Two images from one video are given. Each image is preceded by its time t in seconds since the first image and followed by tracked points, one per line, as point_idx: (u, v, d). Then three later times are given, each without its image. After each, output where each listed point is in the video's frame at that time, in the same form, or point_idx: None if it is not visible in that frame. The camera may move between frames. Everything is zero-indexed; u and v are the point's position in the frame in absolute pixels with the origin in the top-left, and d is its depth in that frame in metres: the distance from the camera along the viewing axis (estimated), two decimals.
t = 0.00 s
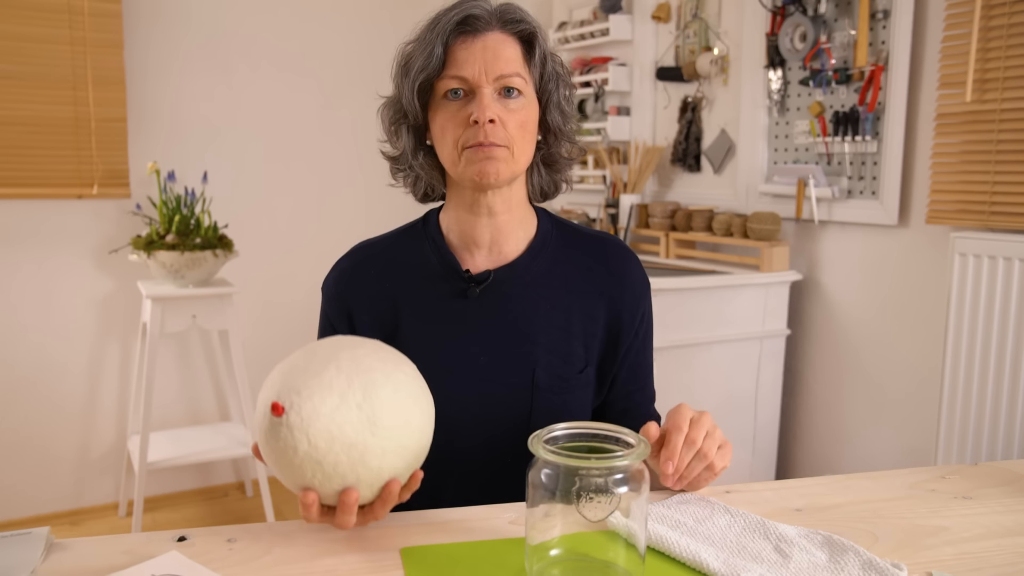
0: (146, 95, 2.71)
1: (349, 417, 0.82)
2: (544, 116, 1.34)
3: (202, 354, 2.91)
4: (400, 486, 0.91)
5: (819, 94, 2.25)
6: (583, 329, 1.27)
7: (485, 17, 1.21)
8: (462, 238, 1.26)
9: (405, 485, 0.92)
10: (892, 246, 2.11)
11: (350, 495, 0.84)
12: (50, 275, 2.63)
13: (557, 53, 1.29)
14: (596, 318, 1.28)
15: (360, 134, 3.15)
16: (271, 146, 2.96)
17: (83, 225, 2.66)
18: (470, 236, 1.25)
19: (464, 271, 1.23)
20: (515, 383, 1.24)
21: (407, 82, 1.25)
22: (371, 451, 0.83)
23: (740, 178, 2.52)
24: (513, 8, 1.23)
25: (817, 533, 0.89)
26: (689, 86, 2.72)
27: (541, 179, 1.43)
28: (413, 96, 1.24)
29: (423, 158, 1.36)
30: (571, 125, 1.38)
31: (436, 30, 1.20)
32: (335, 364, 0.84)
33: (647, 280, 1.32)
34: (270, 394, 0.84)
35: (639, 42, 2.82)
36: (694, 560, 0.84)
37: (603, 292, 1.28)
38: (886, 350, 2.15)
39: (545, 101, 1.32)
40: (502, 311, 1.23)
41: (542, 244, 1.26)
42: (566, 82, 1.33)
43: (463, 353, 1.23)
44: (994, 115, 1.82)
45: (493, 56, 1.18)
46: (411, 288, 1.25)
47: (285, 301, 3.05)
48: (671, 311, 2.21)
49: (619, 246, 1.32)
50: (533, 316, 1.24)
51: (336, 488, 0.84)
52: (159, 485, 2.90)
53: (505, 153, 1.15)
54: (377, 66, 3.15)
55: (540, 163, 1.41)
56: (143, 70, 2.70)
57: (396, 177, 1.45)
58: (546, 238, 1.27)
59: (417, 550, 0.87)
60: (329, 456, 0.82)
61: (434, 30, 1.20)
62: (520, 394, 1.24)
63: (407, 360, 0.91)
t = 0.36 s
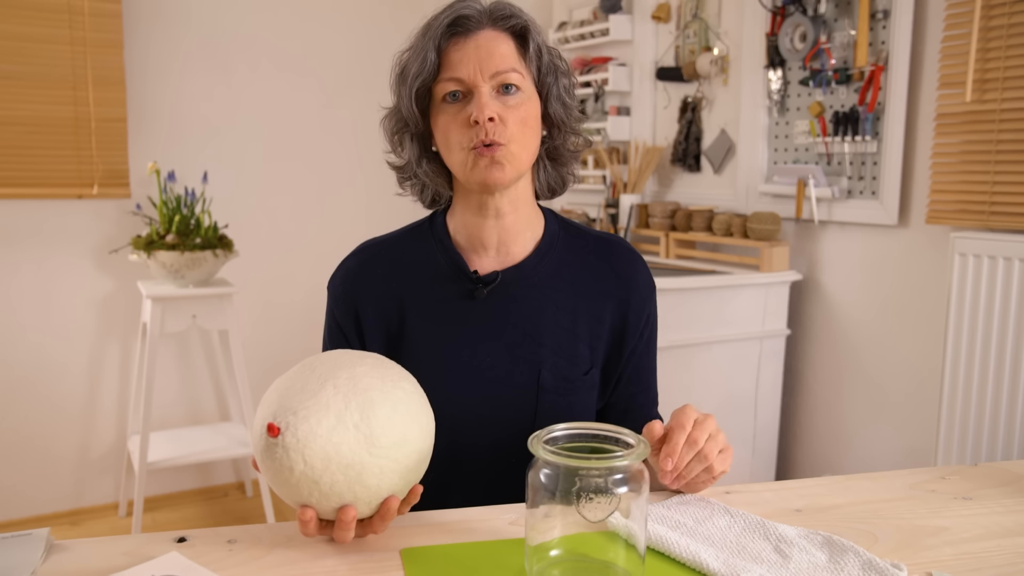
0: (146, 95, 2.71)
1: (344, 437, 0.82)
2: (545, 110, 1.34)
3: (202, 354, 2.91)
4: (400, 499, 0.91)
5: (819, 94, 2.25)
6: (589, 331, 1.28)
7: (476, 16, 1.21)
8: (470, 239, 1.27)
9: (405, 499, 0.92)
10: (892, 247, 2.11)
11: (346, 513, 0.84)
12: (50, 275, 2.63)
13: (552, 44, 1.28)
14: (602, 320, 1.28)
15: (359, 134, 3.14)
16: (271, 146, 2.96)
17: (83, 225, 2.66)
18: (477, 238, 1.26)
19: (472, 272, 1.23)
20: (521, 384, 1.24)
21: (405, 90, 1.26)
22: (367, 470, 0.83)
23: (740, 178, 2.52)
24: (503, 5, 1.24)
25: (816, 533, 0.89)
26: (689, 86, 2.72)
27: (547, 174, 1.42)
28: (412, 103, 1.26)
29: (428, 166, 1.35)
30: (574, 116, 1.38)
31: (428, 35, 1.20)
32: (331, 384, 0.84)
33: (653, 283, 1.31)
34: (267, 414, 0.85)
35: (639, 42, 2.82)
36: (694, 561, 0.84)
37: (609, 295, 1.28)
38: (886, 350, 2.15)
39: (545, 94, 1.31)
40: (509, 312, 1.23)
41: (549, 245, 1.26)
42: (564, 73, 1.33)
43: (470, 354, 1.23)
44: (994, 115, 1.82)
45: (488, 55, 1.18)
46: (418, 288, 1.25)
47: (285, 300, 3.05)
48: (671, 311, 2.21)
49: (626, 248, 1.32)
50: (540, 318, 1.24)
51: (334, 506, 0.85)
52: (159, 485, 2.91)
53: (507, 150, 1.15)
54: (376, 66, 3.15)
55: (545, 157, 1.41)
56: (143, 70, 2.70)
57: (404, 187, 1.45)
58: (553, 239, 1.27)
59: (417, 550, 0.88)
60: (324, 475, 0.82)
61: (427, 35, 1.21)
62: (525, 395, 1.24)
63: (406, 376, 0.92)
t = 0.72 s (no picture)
0: (146, 95, 2.71)
1: (344, 438, 0.82)
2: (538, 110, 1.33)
3: (202, 354, 2.91)
4: (401, 500, 0.91)
5: (819, 94, 2.25)
6: (587, 326, 1.27)
7: (466, 23, 1.20)
8: (469, 236, 1.27)
9: (404, 500, 0.92)
10: (892, 246, 2.11)
11: (345, 514, 0.84)
12: (49, 275, 2.63)
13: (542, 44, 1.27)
14: (600, 315, 1.28)
15: (359, 134, 3.14)
16: (270, 146, 2.96)
17: (83, 225, 2.66)
18: (476, 235, 1.26)
19: (470, 265, 1.23)
20: (520, 379, 1.24)
21: (398, 97, 1.25)
22: (367, 471, 0.83)
23: (740, 178, 2.52)
24: (492, 7, 1.23)
25: (817, 533, 0.89)
26: (689, 87, 2.71)
27: (542, 171, 1.42)
28: (405, 111, 1.25)
29: (423, 170, 1.35)
30: (567, 115, 1.37)
31: (419, 41, 1.19)
32: (331, 385, 0.84)
33: (650, 280, 1.31)
34: (267, 415, 0.85)
35: (639, 42, 2.82)
36: (694, 560, 0.84)
37: (606, 291, 1.28)
38: (886, 350, 2.15)
39: (537, 94, 1.31)
40: (508, 307, 1.23)
41: (547, 241, 1.26)
42: (557, 72, 1.32)
43: (469, 348, 1.23)
44: (994, 115, 1.82)
45: (481, 59, 1.18)
46: (417, 283, 1.25)
47: (285, 301, 3.05)
48: (671, 311, 2.21)
49: (623, 246, 1.32)
50: (538, 313, 1.24)
51: (333, 507, 0.85)
52: (159, 485, 2.91)
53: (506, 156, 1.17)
54: (376, 65, 3.15)
55: (539, 155, 1.41)
56: (143, 70, 2.70)
57: (400, 189, 1.44)
58: (552, 236, 1.27)
59: (417, 550, 0.88)
60: (324, 477, 0.82)
61: (418, 43, 1.19)
62: (523, 390, 1.24)
63: (407, 376, 0.92)
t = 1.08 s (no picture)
0: (146, 95, 2.71)
1: (342, 437, 0.82)
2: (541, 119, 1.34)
3: (202, 354, 2.91)
4: (400, 499, 0.91)
5: (819, 94, 2.25)
6: (581, 323, 1.27)
7: (493, 26, 1.18)
8: (462, 234, 1.26)
9: (404, 499, 0.92)
10: (892, 246, 2.11)
11: (343, 513, 0.84)
12: (49, 275, 2.63)
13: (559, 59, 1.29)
14: (594, 311, 1.28)
15: (359, 134, 3.14)
16: (271, 146, 2.96)
17: (83, 225, 2.66)
18: (469, 233, 1.25)
19: (463, 266, 1.23)
20: (516, 378, 1.24)
21: (413, 86, 1.21)
22: (366, 469, 0.83)
23: (740, 178, 2.52)
24: (521, 15, 1.21)
25: (817, 533, 0.89)
26: (689, 87, 2.72)
27: (535, 177, 1.42)
28: (418, 102, 1.22)
29: (423, 158, 1.34)
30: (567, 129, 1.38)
31: (444, 37, 1.17)
32: (329, 384, 0.84)
33: (643, 275, 1.31)
34: (265, 415, 0.85)
35: (639, 42, 2.82)
36: (694, 560, 0.84)
37: (600, 287, 1.28)
38: (886, 350, 2.15)
39: (544, 104, 1.32)
40: (502, 306, 1.23)
41: (540, 241, 1.26)
42: (566, 88, 1.33)
43: (464, 349, 1.23)
44: (994, 115, 1.82)
45: (502, 65, 1.17)
46: (411, 285, 1.25)
47: (285, 301, 3.05)
48: (671, 310, 2.21)
49: (615, 242, 1.32)
50: (532, 311, 1.24)
51: (331, 506, 0.85)
52: (159, 485, 2.90)
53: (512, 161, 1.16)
54: (376, 65, 3.15)
55: (536, 163, 1.41)
56: (143, 70, 2.70)
57: (389, 171, 1.43)
58: (544, 235, 1.27)
59: (417, 550, 0.88)
60: (322, 476, 0.82)
61: (444, 37, 1.17)
62: (521, 389, 1.24)
63: (404, 374, 0.92)
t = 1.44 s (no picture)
0: (146, 95, 2.71)
1: (344, 436, 0.82)
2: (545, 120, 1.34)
3: (202, 354, 2.91)
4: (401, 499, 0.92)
5: (819, 94, 2.25)
6: (583, 326, 1.27)
7: (494, 27, 1.17)
8: (463, 235, 1.26)
9: (404, 498, 0.92)
10: (892, 246, 2.11)
11: (345, 512, 0.84)
12: (49, 275, 2.63)
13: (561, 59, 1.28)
14: (596, 314, 1.28)
15: (359, 134, 3.14)
16: (270, 146, 2.96)
17: (84, 225, 2.66)
18: (471, 235, 1.25)
19: (465, 268, 1.23)
20: (518, 380, 1.24)
21: (414, 90, 1.21)
22: (367, 468, 0.83)
23: (740, 178, 2.52)
24: (522, 15, 1.21)
25: (817, 533, 0.89)
26: (689, 87, 2.71)
27: (539, 177, 1.42)
28: (420, 106, 1.21)
29: (425, 161, 1.34)
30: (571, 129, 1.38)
31: (445, 39, 1.16)
32: (331, 384, 0.84)
33: (645, 278, 1.31)
34: (267, 414, 0.85)
35: (639, 42, 2.82)
36: (694, 561, 0.84)
37: (602, 290, 1.28)
38: (886, 351, 2.15)
39: (548, 105, 1.32)
40: (503, 308, 1.23)
41: (542, 242, 1.26)
42: (568, 87, 1.33)
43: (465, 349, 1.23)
44: (994, 115, 1.82)
45: (504, 68, 1.16)
46: (413, 286, 1.25)
47: (285, 301, 3.05)
48: (671, 310, 2.21)
49: (618, 244, 1.32)
50: (534, 313, 1.24)
51: (333, 505, 0.85)
52: (159, 485, 2.90)
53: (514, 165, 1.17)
54: (376, 65, 3.15)
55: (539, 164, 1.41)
56: (143, 70, 2.70)
57: (392, 174, 1.43)
58: (546, 236, 1.27)
59: (417, 550, 0.88)
60: (324, 474, 0.82)
61: (445, 39, 1.16)
62: (522, 391, 1.24)
63: (407, 374, 0.92)
